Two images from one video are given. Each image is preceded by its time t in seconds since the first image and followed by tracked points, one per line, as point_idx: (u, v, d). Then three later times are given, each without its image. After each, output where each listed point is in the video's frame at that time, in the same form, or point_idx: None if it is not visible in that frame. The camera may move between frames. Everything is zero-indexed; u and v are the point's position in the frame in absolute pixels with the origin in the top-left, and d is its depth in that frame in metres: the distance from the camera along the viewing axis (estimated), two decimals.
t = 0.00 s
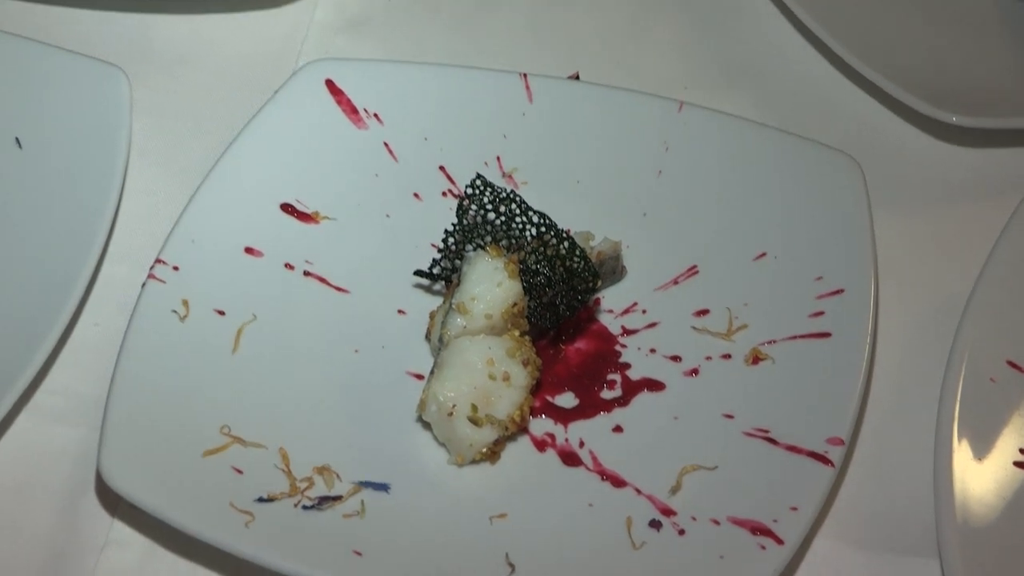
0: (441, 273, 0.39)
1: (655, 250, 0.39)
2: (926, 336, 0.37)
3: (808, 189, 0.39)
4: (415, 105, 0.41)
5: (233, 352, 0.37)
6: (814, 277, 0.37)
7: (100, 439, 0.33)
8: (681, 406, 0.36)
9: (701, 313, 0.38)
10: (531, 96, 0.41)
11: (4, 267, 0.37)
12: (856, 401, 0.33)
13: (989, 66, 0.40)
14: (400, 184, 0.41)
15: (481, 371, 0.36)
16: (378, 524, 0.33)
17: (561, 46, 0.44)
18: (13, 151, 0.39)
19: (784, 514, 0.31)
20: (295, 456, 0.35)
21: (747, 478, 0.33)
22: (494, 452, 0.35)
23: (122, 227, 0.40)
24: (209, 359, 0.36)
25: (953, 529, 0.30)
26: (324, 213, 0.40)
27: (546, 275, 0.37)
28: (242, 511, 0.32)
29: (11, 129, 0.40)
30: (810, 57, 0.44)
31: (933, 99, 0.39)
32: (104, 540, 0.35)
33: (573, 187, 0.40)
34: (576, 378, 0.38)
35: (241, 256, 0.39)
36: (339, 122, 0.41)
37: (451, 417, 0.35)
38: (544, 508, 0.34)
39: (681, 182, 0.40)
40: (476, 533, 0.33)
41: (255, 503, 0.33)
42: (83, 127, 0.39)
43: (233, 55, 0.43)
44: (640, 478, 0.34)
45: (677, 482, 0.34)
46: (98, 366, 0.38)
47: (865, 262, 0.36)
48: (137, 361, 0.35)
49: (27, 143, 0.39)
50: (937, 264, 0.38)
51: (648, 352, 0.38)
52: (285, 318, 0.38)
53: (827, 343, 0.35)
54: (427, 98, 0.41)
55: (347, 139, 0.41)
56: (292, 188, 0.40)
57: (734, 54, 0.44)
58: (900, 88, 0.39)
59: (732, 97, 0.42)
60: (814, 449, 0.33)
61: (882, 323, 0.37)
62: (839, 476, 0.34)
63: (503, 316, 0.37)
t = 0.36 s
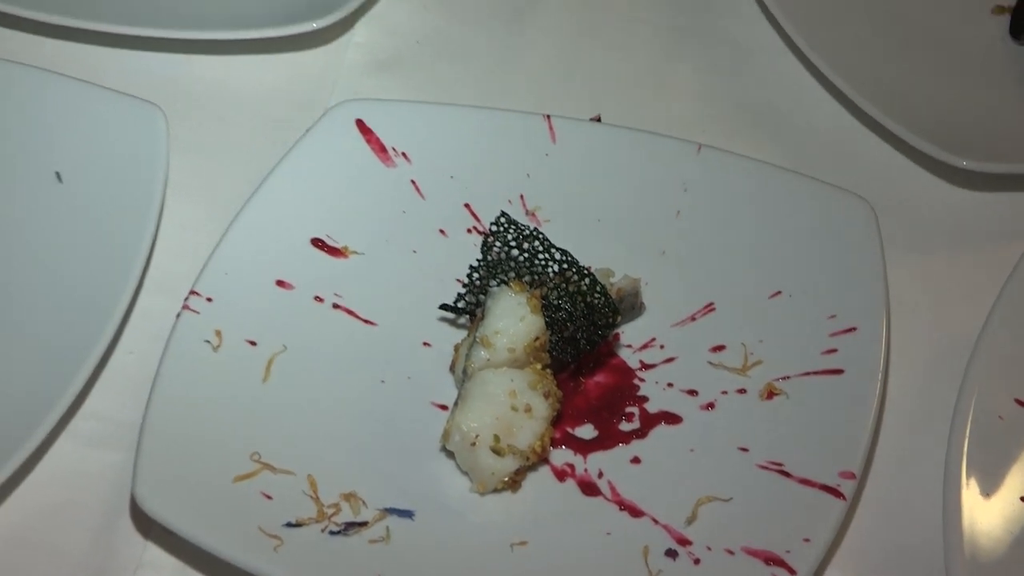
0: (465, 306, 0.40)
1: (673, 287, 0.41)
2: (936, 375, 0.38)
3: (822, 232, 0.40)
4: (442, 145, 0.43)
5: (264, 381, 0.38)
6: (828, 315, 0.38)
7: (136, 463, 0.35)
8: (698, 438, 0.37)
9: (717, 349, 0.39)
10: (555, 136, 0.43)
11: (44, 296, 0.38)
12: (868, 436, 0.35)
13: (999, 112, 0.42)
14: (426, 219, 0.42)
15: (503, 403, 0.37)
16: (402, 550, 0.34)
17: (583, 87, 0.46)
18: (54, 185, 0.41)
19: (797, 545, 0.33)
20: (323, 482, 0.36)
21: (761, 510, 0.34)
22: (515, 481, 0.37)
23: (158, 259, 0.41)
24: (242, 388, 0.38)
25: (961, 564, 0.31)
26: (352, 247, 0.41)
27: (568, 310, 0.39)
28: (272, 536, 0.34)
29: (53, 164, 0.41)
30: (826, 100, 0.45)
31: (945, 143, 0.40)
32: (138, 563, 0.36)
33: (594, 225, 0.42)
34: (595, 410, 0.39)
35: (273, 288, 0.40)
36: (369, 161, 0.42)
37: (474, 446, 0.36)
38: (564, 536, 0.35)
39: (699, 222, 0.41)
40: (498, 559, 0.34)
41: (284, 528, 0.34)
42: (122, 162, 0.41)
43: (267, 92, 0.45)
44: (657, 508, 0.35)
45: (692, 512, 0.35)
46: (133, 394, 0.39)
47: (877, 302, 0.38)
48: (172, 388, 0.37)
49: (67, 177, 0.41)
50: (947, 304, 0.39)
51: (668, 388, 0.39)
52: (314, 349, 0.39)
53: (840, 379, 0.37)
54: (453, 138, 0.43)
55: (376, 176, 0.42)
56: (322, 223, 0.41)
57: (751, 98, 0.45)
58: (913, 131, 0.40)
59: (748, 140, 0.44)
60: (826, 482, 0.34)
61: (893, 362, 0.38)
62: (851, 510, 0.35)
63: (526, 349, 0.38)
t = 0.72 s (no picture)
0: (506, 329, 0.43)
1: (699, 315, 0.43)
2: (945, 402, 0.40)
3: (839, 266, 0.43)
4: (486, 180, 0.46)
5: (318, 395, 0.41)
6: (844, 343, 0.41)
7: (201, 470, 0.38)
8: (721, 455, 0.40)
9: (740, 373, 0.42)
10: (591, 172, 0.46)
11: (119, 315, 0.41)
12: (879, 457, 0.37)
13: (1007, 156, 0.44)
14: (470, 247, 0.45)
15: (540, 420, 0.40)
16: (445, 554, 0.37)
17: (618, 126, 0.49)
18: (129, 212, 0.44)
19: (813, 557, 0.35)
20: (371, 490, 0.39)
21: (779, 524, 0.37)
22: (550, 492, 0.39)
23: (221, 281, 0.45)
24: (298, 402, 0.41)
25: None
26: (402, 272, 0.44)
27: (601, 334, 0.42)
28: (323, 540, 0.37)
29: (126, 190, 0.44)
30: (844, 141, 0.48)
31: (955, 183, 0.43)
32: (201, 563, 0.39)
33: (626, 255, 0.45)
34: (626, 428, 0.42)
35: (327, 309, 0.43)
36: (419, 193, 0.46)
37: (512, 459, 0.39)
38: (595, 545, 0.38)
39: (724, 254, 0.44)
40: (534, 565, 0.37)
41: (334, 532, 0.37)
42: (189, 189, 0.44)
43: (322, 126, 0.48)
44: (682, 519, 0.38)
45: (715, 525, 0.38)
46: (196, 406, 0.42)
47: (890, 333, 0.41)
48: (235, 401, 0.40)
49: (139, 203, 0.44)
50: (956, 337, 0.42)
51: (694, 408, 0.41)
52: (365, 367, 0.42)
53: (855, 403, 0.39)
54: (496, 173, 0.46)
55: (425, 207, 0.46)
56: (374, 250, 0.44)
57: (775, 139, 0.48)
58: (926, 173, 0.43)
59: (772, 178, 0.47)
60: (840, 499, 0.37)
61: (905, 389, 0.41)
62: (864, 526, 0.37)
63: (561, 370, 0.41)
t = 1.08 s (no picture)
0: (550, 361, 0.47)
1: (728, 352, 0.47)
2: (958, 440, 0.44)
3: (860, 309, 0.46)
4: (533, 223, 0.50)
5: (376, 419, 0.45)
6: (862, 380, 0.44)
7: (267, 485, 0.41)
8: (747, 483, 0.43)
9: (766, 407, 0.45)
10: (630, 219, 0.50)
11: (195, 340, 0.45)
12: (896, 487, 0.40)
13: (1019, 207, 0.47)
14: (517, 286, 0.49)
15: (581, 447, 0.43)
16: (490, 569, 0.40)
17: (654, 175, 0.53)
18: (205, 248, 0.48)
19: None
20: (423, 509, 0.42)
21: (801, 548, 0.40)
22: (588, 514, 0.42)
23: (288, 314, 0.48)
24: (357, 425, 0.44)
25: None
26: (454, 307, 0.48)
27: (638, 368, 0.45)
28: (379, 554, 0.40)
29: (202, 227, 0.49)
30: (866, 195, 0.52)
31: (968, 233, 0.46)
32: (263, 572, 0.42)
33: (661, 296, 0.48)
34: (659, 456, 0.45)
35: (385, 340, 0.47)
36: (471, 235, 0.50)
37: (554, 483, 0.42)
38: (630, 563, 0.41)
39: (753, 296, 0.48)
40: None
41: (389, 547, 0.40)
42: (260, 226, 0.48)
43: (382, 172, 0.53)
44: (711, 542, 0.41)
45: (741, 547, 0.41)
46: (263, 428, 0.46)
47: (906, 372, 0.44)
48: (300, 423, 0.43)
49: (213, 240, 0.48)
50: (969, 377, 0.45)
51: (723, 439, 0.45)
52: (419, 394, 0.46)
53: (873, 437, 0.43)
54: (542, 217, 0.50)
55: (477, 247, 0.50)
56: (429, 287, 0.48)
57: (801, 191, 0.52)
58: (941, 223, 0.46)
59: (798, 227, 0.51)
60: (859, 526, 0.40)
61: (921, 427, 0.44)
62: (881, 551, 0.40)
63: (601, 400, 0.45)
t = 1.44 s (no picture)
0: (588, 390, 0.50)
1: (754, 384, 0.50)
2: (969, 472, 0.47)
3: (877, 347, 0.50)
4: (573, 262, 0.54)
5: (426, 443, 0.48)
6: (878, 413, 0.48)
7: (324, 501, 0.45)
8: (770, 507, 0.46)
9: (788, 436, 0.48)
10: (664, 259, 0.54)
11: (260, 366, 0.49)
12: (909, 514, 0.44)
13: None
14: (559, 319, 0.53)
15: (616, 471, 0.47)
16: None
17: (686, 218, 0.57)
18: (271, 281, 0.52)
19: None
20: (468, 526, 0.46)
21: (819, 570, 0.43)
22: (621, 533, 0.46)
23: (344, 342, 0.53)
24: (409, 448, 0.48)
25: None
26: (499, 338, 0.52)
27: (669, 398, 0.49)
28: (427, 567, 0.43)
29: (269, 262, 0.53)
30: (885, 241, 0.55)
31: (979, 279, 0.50)
32: None
33: (693, 331, 0.52)
34: (688, 480, 0.48)
35: (435, 368, 0.51)
36: (516, 272, 0.54)
37: (590, 503, 0.46)
38: None
39: (778, 333, 0.51)
40: None
41: (436, 560, 0.44)
42: (321, 263, 0.52)
43: (433, 212, 0.57)
44: (737, 561, 0.45)
45: (764, 567, 0.44)
46: (322, 449, 0.50)
47: (920, 408, 0.47)
48: (359, 445, 0.47)
49: (279, 273, 0.52)
50: (979, 413, 0.49)
51: (749, 465, 0.48)
52: (467, 420, 0.49)
53: (888, 466, 0.46)
54: (582, 255, 0.54)
55: (521, 283, 0.54)
56: (477, 319, 0.52)
57: (825, 236, 0.56)
58: (953, 270, 0.50)
59: (820, 269, 0.54)
60: (875, 549, 0.43)
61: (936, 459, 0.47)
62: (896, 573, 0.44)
63: (635, 428, 0.48)
